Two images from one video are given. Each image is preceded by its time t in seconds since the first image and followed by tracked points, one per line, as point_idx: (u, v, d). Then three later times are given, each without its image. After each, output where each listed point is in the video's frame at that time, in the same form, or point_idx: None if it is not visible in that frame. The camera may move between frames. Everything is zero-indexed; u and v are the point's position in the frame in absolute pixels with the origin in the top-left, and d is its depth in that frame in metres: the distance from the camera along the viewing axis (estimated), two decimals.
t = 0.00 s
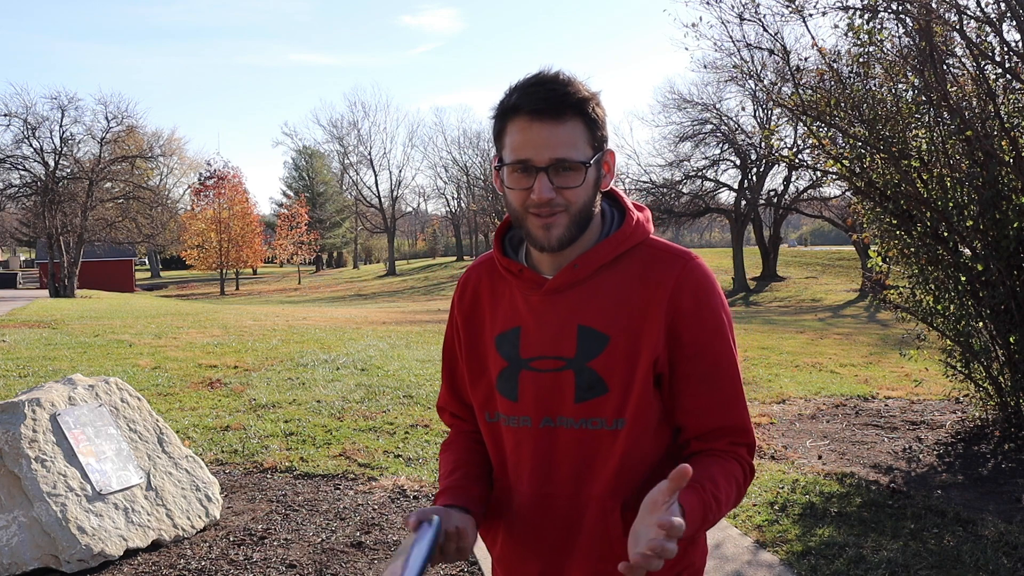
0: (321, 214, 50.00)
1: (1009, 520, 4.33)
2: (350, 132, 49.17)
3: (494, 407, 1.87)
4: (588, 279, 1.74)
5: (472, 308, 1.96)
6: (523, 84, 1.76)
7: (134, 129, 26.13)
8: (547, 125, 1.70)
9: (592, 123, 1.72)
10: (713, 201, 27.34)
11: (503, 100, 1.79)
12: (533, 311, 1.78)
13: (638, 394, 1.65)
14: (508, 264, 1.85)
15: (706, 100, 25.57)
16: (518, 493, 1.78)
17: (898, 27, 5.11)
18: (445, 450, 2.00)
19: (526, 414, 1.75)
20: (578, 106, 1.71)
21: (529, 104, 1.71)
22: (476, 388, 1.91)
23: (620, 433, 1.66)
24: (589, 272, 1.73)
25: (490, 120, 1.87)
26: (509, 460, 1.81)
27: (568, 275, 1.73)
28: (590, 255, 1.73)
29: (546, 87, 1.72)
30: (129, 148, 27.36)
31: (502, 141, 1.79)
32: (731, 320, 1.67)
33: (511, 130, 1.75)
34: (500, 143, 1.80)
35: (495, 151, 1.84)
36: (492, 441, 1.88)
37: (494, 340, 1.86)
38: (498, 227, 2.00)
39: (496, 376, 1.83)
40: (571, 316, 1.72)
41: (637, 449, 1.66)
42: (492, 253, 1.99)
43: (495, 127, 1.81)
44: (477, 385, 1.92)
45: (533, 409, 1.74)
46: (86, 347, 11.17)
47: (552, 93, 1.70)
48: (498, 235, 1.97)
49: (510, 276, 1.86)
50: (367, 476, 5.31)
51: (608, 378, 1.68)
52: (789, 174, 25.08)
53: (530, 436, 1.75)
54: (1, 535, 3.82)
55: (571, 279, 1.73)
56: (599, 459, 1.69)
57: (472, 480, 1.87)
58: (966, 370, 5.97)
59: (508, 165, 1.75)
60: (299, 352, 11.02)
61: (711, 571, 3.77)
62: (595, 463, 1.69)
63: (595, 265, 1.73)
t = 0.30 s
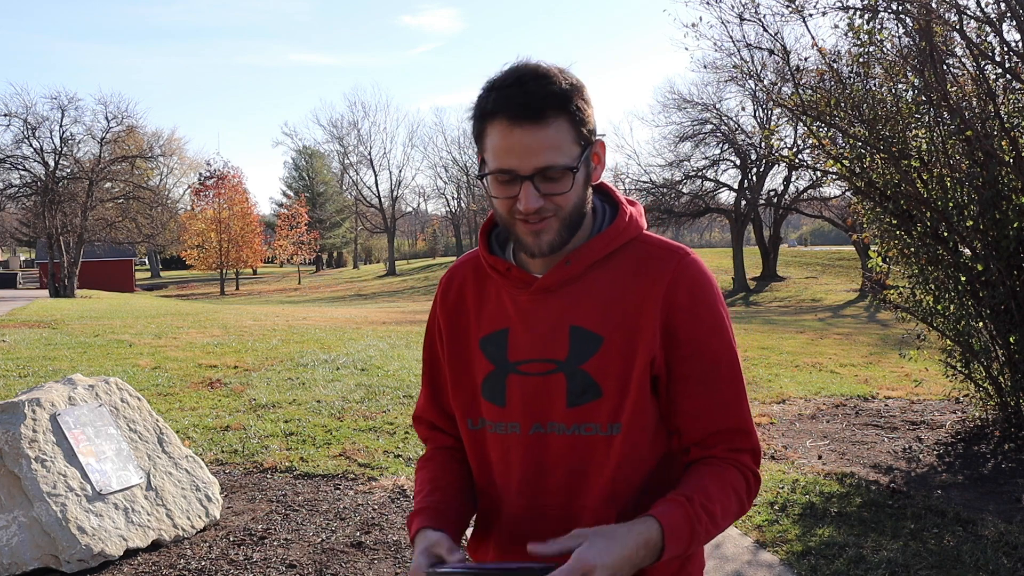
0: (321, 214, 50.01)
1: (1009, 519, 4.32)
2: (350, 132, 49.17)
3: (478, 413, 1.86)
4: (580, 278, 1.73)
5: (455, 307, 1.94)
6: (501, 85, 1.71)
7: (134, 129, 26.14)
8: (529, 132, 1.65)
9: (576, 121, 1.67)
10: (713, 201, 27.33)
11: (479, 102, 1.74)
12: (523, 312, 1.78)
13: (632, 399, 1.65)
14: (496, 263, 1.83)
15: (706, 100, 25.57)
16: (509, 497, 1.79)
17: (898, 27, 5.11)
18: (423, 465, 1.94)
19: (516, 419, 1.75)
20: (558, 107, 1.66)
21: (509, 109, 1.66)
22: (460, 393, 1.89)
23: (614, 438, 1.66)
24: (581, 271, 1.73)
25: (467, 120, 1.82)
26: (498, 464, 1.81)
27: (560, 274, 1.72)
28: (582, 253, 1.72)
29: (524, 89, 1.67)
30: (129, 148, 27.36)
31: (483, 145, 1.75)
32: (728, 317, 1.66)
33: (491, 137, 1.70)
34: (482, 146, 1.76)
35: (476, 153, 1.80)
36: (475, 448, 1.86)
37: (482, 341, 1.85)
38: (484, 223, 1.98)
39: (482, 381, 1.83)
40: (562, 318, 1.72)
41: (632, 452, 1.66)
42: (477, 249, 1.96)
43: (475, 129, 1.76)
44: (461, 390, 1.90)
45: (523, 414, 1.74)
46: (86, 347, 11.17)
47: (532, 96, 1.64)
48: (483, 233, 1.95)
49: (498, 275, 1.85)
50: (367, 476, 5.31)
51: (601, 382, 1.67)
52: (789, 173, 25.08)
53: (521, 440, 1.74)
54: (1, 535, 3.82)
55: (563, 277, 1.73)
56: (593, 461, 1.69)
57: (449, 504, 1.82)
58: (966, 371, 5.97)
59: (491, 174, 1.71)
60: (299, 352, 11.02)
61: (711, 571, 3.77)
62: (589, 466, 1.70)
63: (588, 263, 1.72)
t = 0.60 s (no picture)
0: (321, 214, 50.05)
1: (1009, 519, 4.32)
2: (350, 132, 49.19)
3: (473, 412, 1.86)
4: (575, 274, 1.73)
5: (449, 304, 1.94)
6: (483, 92, 1.69)
7: (134, 129, 26.16)
8: (509, 142, 1.63)
9: (559, 126, 1.65)
10: (713, 201, 27.33)
11: (462, 109, 1.73)
12: (516, 309, 1.78)
13: (624, 399, 1.65)
14: (489, 258, 1.82)
15: (706, 100, 25.58)
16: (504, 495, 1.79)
17: (897, 27, 5.11)
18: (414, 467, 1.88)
19: (509, 417, 1.76)
20: (540, 114, 1.63)
21: (489, 118, 1.65)
22: (453, 392, 1.88)
23: (606, 438, 1.67)
24: (576, 266, 1.72)
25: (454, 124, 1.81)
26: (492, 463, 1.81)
27: (554, 270, 1.72)
28: (576, 250, 1.72)
29: (504, 96, 1.65)
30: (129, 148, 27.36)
31: (468, 153, 1.74)
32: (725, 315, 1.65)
33: (474, 146, 1.69)
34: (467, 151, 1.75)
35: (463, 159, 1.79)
36: (469, 447, 1.86)
37: (476, 338, 1.85)
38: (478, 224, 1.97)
39: (477, 379, 1.83)
40: (556, 316, 1.72)
41: (625, 452, 1.66)
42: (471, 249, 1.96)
43: (460, 137, 1.75)
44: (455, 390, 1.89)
45: (516, 412, 1.75)
46: (86, 347, 11.17)
47: (512, 105, 1.62)
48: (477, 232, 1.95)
49: (492, 271, 1.83)
50: (367, 476, 5.31)
51: (593, 380, 1.68)
52: (789, 173, 25.08)
53: (515, 437, 1.75)
54: (1, 535, 3.82)
55: (557, 274, 1.72)
56: (586, 459, 1.69)
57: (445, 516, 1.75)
58: (966, 371, 5.97)
59: (476, 182, 1.70)
60: (299, 352, 11.02)
61: (710, 571, 3.78)
62: (582, 463, 1.70)
63: (583, 258, 1.72)
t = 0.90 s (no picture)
0: (321, 214, 50.05)
1: (1009, 519, 4.33)
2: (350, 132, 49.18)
3: (468, 419, 1.85)
4: (570, 277, 1.74)
5: (448, 308, 1.94)
6: (469, 94, 1.71)
7: (134, 129, 26.17)
8: (495, 142, 1.65)
9: (545, 125, 1.65)
10: (713, 201, 27.31)
11: (451, 111, 1.74)
12: (513, 314, 1.78)
13: (622, 402, 1.65)
14: (485, 265, 1.83)
15: (706, 100, 25.57)
16: (501, 500, 1.79)
17: (897, 27, 5.11)
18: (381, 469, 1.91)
19: (507, 423, 1.75)
20: (524, 113, 1.64)
21: (475, 119, 1.66)
22: (449, 399, 1.87)
23: (605, 441, 1.66)
24: (571, 269, 1.73)
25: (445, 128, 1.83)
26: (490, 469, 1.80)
27: (549, 273, 1.73)
28: (570, 253, 1.73)
29: (490, 97, 1.67)
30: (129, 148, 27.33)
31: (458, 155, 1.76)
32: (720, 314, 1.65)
33: (462, 147, 1.71)
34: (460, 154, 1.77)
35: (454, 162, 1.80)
36: (465, 453, 1.85)
37: (474, 344, 1.85)
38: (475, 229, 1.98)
39: (472, 386, 1.83)
40: (552, 320, 1.72)
41: (624, 455, 1.66)
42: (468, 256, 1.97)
43: (450, 140, 1.77)
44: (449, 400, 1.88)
45: (514, 417, 1.75)
46: (86, 347, 11.17)
47: (498, 105, 1.64)
48: (474, 238, 1.96)
49: (488, 278, 1.85)
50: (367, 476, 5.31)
51: (590, 384, 1.67)
52: (789, 173, 25.08)
53: (513, 443, 1.75)
54: (1, 535, 3.82)
55: (553, 277, 1.73)
56: (585, 463, 1.69)
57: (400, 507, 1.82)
58: (966, 371, 5.97)
59: (465, 183, 1.72)
60: (299, 352, 11.02)
61: (710, 571, 3.78)
62: (581, 468, 1.70)
63: (577, 261, 1.73)
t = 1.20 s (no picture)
0: (321, 214, 50.05)
1: (1009, 519, 4.32)
2: (350, 132, 49.20)
3: (474, 415, 1.85)
4: (572, 274, 1.74)
5: (454, 306, 1.94)
6: (475, 95, 1.71)
7: (133, 129, 26.17)
8: (501, 140, 1.65)
9: (550, 124, 1.66)
10: (713, 201, 27.31)
11: (457, 113, 1.74)
12: (517, 312, 1.78)
13: (624, 394, 1.65)
14: (491, 265, 1.84)
15: (706, 100, 25.58)
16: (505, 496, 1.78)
17: (897, 27, 5.10)
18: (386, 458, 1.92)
19: (512, 417, 1.76)
20: (530, 112, 1.65)
21: (481, 119, 1.66)
22: (457, 396, 1.88)
23: (607, 432, 1.67)
24: (572, 267, 1.73)
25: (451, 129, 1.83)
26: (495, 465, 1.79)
27: (552, 270, 1.73)
28: (571, 250, 1.73)
29: (496, 96, 1.67)
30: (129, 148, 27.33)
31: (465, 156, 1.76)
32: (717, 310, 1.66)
33: (469, 146, 1.71)
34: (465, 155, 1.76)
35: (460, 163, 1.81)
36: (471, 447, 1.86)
37: (479, 343, 1.85)
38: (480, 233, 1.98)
39: (479, 383, 1.83)
40: (555, 316, 1.72)
41: (627, 449, 1.66)
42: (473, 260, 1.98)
43: (457, 141, 1.77)
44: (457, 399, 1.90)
45: (520, 412, 1.75)
46: (86, 347, 11.17)
47: (505, 104, 1.64)
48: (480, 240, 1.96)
49: (493, 277, 1.85)
50: (367, 476, 5.31)
51: (593, 377, 1.67)
52: (789, 173, 25.08)
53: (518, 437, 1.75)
54: (1, 535, 3.82)
55: (554, 275, 1.73)
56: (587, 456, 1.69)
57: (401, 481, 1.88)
58: (966, 371, 5.96)
59: (473, 181, 1.72)
60: (299, 352, 11.02)
61: (711, 571, 3.78)
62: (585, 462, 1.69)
63: (578, 259, 1.73)
